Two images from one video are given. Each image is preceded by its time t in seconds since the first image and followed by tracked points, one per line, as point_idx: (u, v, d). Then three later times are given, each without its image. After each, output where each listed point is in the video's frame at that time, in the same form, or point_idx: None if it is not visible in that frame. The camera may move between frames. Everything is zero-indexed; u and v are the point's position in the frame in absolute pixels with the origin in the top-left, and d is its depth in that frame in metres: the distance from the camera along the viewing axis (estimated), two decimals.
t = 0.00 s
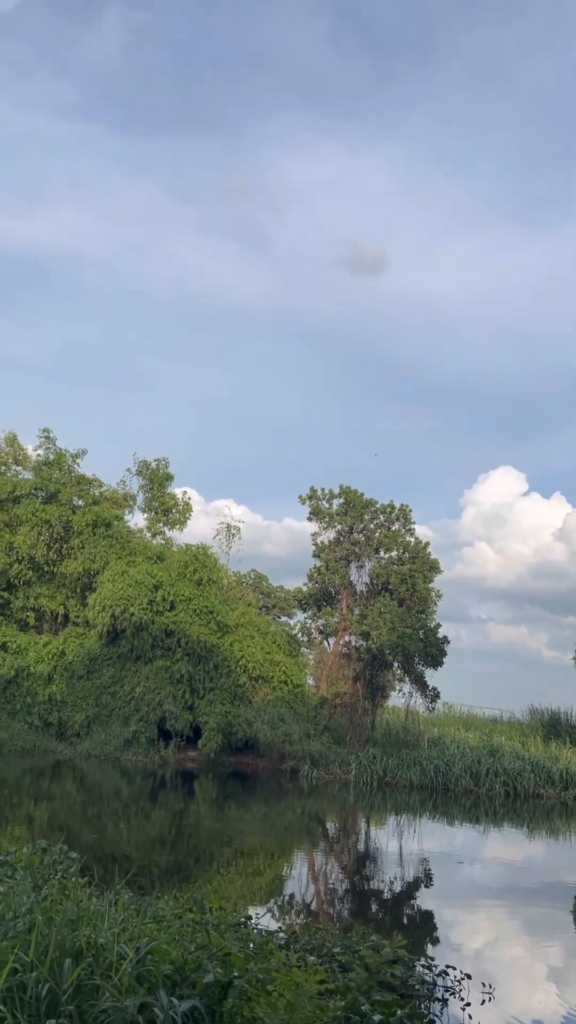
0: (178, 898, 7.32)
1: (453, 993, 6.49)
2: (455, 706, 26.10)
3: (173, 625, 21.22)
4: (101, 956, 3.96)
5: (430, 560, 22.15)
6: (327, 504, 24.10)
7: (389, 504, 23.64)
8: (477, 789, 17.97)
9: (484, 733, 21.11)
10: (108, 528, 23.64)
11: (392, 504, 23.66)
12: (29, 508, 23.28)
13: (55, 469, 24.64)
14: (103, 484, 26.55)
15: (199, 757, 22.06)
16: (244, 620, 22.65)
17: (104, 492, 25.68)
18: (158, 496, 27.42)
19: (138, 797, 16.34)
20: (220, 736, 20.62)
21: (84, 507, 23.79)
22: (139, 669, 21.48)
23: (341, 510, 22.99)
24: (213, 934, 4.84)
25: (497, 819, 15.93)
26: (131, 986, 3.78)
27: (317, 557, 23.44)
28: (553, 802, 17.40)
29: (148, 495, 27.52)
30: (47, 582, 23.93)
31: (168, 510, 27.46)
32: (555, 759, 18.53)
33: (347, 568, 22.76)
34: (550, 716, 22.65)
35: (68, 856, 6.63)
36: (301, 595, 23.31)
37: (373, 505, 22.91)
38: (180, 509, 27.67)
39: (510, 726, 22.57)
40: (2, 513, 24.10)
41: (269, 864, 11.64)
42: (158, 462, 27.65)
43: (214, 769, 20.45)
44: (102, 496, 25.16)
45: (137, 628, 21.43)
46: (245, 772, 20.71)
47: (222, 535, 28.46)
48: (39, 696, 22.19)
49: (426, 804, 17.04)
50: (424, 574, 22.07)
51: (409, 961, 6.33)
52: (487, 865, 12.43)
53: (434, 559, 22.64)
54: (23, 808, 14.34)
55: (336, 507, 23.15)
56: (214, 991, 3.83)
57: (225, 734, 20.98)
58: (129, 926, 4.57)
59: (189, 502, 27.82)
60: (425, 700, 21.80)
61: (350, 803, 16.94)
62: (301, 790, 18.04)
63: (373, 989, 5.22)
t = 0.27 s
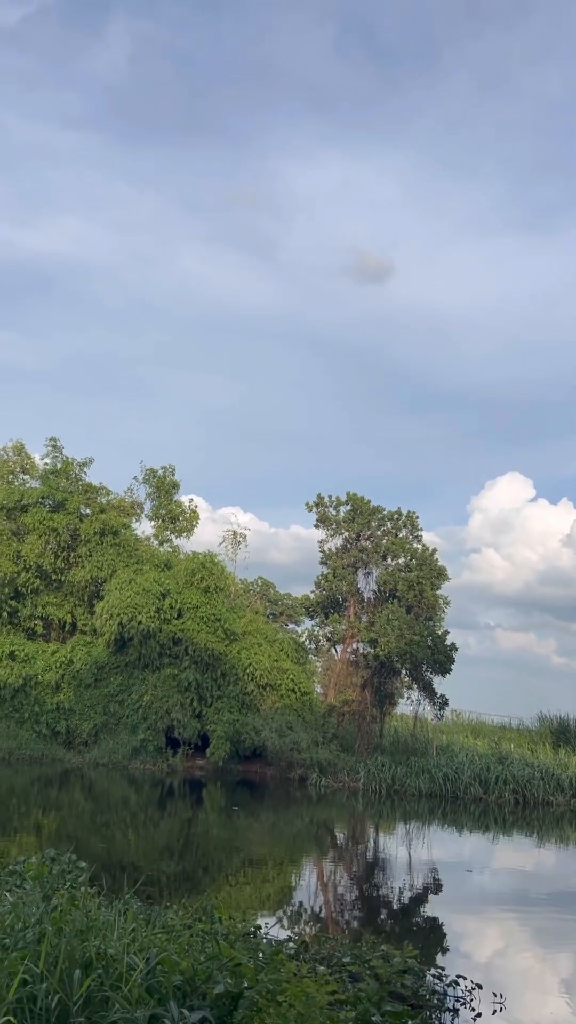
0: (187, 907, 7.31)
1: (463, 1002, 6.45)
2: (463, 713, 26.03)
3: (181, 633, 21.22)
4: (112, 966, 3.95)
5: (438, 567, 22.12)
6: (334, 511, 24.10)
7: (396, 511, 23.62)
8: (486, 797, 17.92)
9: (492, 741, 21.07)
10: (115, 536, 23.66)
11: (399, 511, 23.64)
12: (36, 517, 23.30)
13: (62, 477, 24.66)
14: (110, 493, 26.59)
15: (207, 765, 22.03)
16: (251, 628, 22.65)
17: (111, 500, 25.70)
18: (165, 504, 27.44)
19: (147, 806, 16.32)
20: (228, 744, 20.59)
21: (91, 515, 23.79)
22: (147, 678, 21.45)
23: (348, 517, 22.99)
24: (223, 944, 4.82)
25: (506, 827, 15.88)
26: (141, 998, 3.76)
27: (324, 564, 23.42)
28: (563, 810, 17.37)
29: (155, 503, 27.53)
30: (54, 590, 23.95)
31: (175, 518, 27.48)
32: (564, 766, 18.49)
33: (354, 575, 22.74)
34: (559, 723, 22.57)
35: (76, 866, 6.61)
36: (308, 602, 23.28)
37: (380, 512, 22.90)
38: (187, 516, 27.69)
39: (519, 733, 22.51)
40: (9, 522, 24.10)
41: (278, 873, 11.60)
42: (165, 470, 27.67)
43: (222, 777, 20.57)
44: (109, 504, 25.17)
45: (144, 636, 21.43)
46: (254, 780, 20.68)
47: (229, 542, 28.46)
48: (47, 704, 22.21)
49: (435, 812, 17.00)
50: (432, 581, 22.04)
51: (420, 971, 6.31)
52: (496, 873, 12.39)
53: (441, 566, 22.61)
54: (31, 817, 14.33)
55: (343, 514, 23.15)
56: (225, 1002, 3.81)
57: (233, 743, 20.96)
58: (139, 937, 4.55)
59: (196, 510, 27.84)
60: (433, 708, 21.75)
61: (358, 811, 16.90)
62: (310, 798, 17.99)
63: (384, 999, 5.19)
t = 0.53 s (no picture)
0: (199, 921, 7.26)
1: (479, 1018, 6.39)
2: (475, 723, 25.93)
3: (191, 645, 21.22)
4: (125, 983, 3.92)
5: (448, 577, 22.06)
6: (343, 521, 24.08)
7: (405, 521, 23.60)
8: (499, 809, 17.80)
9: (504, 752, 20.97)
10: (125, 548, 23.69)
11: (408, 522, 23.62)
12: (46, 530, 23.34)
13: (72, 490, 24.72)
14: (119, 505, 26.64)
15: (218, 778, 21.98)
16: (262, 640, 22.63)
17: (121, 512, 25.75)
18: (175, 515, 27.46)
19: (158, 819, 16.28)
20: (239, 757, 20.54)
21: (101, 528, 23.82)
22: (157, 690, 21.43)
23: (358, 527, 22.95)
24: (235, 960, 4.80)
25: (520, 839, 15.78)
26: (156, 1014, 3.74)
27: (334, 575, 23.39)
28: None
29: (165, 515, 27.55)
30: (64, 603, 23.97)
31: (184, 529, 27.51)
32: None
33: (364, 586, 22.70)
34: (571, 733, 22.45)
35: (89, 880, 6.59)
36: (319, 613, 23.24)
37: (390, 522, 22.87)
38: (196, 528, 27.71)
39: (531, 744, 22.40)
40: (19, 535, 24.14)
41: (290, 886, 11.52)
42: (174, 481, 27.71)
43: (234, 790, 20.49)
44: (119, 516, 25.22)
45: (155, 648, 21.42)
46: (265, 793, 20.63)
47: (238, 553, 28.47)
48: (58, 717, 22.16)
49: (447, 824, 16.90)
50: (442, 591, 21.98)
51: (435, 986, 6.24)
52: (509, 885, 12.28)
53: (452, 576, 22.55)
54: (42, 831, 14.32)
55: (352, 525, 23.13)
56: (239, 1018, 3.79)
57: (244, 755, 20.91)
58: (152, 952, 4.53)
59: (205, 522, 27.88)
60: (445, 719, 21.67)
61: (370, 823, 16.81)
62: (321, 810, 17.91)
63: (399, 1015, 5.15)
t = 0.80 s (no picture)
0: (208, 931, 7.27)
1: None
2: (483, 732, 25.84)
3: (198, 654, 21.22)
4: (136, 998, 3.90)
5: (455, 585, 22.02)
6: (350, 529, 24.08)
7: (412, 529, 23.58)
8: (508, 818, 17.73)
9: (512, 760, 20.89)
10: (131, 557, 23.72)
11: (414, 530, 23.60)
12: (53, 540, 23.38)
13: (78, 500, 24.74)
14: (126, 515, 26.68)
15: (226, 788, 21.93)
16: (269, 649, 22.61)
17: (128, 522, 25.78)
18: (181, 524, 27.48)
19: (166, 829, 16.25)
20: (247, 766, 20.50)
21: (107, 537, 23.82)
22: (165, 700, 21.42)
23: (364, 535, 22.93)
24: (244, 971, 4.78)
25: (529, 848, 15.69)
26: None
27: (340, 583, 23.37)
28: None
29: (171, 524, 27.56)
30: (71, 613, 23.99)
31: (191, 538, 27.53)
32: None
33: (371, 594, 22.67)
34: None
35: (97, 892, 6.56)
36: (326, 622, 23.20)
37: (396, 530, 22.86)
38: (202, 537, 27.75)
39: (540, 752, 22.30)
40: (26, 545, 24.19)
41: (298, 896, 11.48)
42: (179, 491, 27.75)
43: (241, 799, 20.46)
44: (126, 526, 25.26)
45: (162, 658, 21.42)
46: (273, 802, 20.59)
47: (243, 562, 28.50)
48: (66, 728, 22.15)
49: (456, 833, 16.84)
50: (449, 599, 21.94)
51: (446, 996, 6.23)
52: (519, 894, 12.22)
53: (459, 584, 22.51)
54: (50, 842, 14.28)
55: (359, 533, 23.11)
56: None
57: (252, 765, 20.87)
58: (162, 966, 4.50)
59: (211, 530, 27.93)
60: (453, 728, 21.59)
61: (379, 832, 16.75)
62: (330, 820, 17.86)
63: None
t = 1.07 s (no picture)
0: (214, 938, 7.26)
1: None
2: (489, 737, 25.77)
3: (202, 661, 21.20)
4: (141, 1007, 3.89)
5: (460, 590, 21.98)
6: (354, 535, 24.05)
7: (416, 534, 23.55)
8: (514, 823, 17.67)
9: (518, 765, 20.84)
10: (136, 564, 23.72)
11: (419, 535, 23.56)
12: (57, 547, 23.37)
13: (83, 507, 24.77)
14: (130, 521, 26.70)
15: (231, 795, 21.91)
16: (273, 655, 22.59)
17: (132, 528, 25.81)
18: (185, 530, 27.48)
19: (171, 836, 16.23)
20: (252, 773, 20.47)
21: (112, 544, 23.82)
22: (169, 707, 21.40)
23: (368, 541, 22.92)
24: (250, 979, 4.76)
25: (535, 853, 15.64)
26: None
27: (345, 589, 23.34)
28: None
29: (175, 530, 27.56)
30: (76, 620, 23.99)
31: (195, 544, 27.55)
32: None
33: (376, 600, 22.64)
34: None
35: (103, 899, 6.55)
36: (330, 628, 23.17)
37: (400, 535, 22.83)
38: (206, 543, 27.77)
39: (546, 757, 22.23)
40: (30, 552, 24.19)
41: (303, 903, 11.44)
42: (183, 496, 27.76)
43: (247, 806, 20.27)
44: (130, 532, 25.27)
45: (166, 664, 21.40)
46: (278, 809, 20.56)
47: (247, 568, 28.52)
48: (70, 735, 22.14)
49: (462, 839, 16.78)
50: (454, 604, 21.90)
51: (454, 1004, 6.20)
52: (525, 901, 12.16)
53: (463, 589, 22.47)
54: (55, 849, 14.27)
55: (363, 539, 23.10)
56: None
57: (257, 771, 20.84)
58: (169, 975, 4.48)
59: (215, 536, 27.96)
60: (459, 733, 21.54)
61: (385, 839, 16.70)
62: (335, 826, 17.82)
63: None
